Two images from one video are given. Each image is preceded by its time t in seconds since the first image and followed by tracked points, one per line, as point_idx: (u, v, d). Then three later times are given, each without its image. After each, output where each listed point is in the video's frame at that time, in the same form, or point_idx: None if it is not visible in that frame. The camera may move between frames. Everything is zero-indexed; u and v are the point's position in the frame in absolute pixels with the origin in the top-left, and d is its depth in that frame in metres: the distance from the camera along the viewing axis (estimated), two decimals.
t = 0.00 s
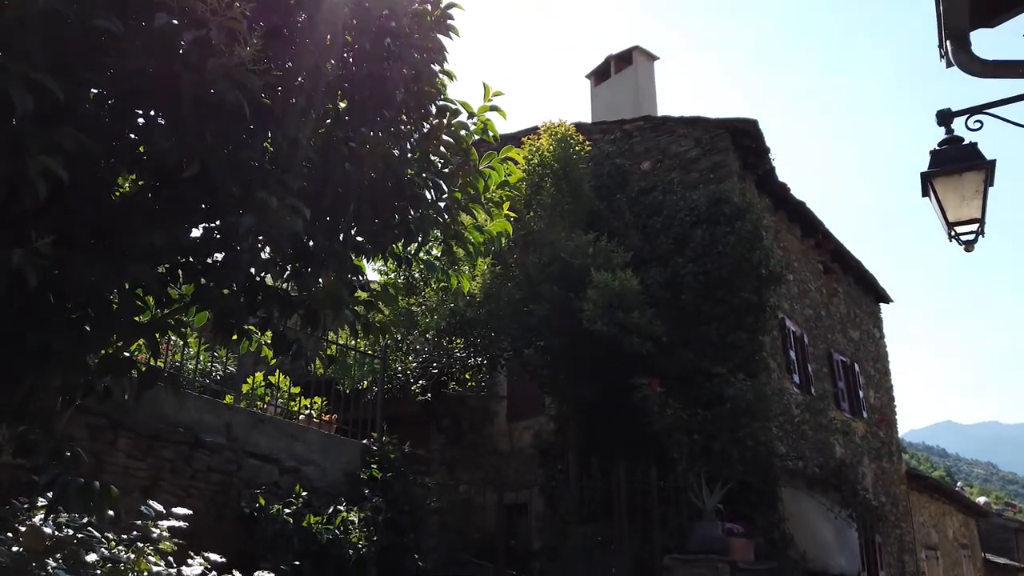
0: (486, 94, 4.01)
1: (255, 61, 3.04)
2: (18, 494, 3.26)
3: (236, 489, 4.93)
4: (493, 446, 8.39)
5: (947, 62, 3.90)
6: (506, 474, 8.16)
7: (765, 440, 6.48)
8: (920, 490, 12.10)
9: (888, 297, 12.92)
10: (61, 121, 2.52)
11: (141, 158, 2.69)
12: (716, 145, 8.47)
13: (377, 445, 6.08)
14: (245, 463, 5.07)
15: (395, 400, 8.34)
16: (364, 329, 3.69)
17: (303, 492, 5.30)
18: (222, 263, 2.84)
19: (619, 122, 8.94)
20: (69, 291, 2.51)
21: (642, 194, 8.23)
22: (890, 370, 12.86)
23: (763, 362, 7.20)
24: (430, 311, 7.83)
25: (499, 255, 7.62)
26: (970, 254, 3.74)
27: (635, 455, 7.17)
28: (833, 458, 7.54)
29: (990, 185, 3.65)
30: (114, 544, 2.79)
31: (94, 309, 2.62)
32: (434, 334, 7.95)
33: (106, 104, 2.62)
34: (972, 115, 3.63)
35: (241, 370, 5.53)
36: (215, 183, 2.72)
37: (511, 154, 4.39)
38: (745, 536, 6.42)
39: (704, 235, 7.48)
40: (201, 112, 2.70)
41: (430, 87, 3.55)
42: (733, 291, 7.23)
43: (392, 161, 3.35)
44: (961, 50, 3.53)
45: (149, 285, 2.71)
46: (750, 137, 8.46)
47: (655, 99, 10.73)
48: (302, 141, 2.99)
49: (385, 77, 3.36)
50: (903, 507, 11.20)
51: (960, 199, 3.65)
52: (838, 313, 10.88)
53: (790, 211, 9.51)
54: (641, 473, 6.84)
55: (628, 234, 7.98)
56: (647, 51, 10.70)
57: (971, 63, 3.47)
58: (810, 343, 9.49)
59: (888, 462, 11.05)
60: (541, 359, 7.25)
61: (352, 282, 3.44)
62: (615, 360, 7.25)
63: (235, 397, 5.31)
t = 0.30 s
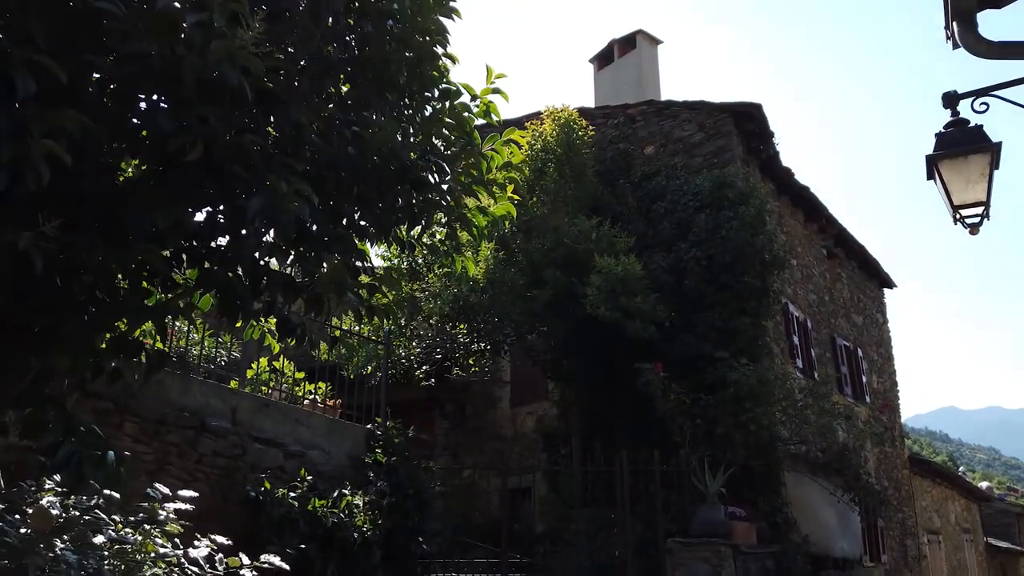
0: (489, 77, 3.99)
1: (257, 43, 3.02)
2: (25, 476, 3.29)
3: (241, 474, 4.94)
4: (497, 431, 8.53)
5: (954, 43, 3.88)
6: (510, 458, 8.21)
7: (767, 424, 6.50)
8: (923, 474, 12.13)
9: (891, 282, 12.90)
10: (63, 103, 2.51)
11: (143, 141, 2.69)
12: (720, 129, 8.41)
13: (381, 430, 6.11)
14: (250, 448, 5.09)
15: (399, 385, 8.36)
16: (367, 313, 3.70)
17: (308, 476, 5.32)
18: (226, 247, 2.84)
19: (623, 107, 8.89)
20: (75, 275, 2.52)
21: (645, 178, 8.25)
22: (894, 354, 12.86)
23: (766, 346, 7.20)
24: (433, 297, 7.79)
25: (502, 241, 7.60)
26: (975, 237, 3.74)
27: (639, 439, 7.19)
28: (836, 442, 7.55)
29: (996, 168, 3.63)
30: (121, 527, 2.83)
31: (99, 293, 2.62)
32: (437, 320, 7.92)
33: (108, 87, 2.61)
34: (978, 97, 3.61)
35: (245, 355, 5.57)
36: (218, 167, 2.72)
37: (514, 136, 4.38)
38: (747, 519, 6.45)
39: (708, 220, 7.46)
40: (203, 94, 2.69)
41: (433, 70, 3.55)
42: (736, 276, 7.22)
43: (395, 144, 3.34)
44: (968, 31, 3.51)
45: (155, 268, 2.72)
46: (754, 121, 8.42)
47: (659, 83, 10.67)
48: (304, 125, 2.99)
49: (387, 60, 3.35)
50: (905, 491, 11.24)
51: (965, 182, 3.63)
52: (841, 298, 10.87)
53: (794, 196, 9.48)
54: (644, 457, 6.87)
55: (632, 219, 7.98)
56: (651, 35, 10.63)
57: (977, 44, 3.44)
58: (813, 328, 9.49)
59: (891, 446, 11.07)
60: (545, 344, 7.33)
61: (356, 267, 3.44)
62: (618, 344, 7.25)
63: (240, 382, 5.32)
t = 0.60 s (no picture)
0: (493, 61, 3.98)
1: (260, 27, 3.01)
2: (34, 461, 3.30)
3: (247, 458, 4.94)
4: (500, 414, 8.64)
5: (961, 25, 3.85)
6: (514, 444, 8.23)
7: (771, 410, 6.51)
8: (927, 460, 12.15)
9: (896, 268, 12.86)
10: (67, 89, 2.51)
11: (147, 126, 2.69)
12: (725, 114, 8.32)
13: (386, 416, 6.13)
14: (255, 433, 5.08)
15: (403, 372, 8.38)
16: (372, 298, 3.71)
17: (313, 462, 5.32)
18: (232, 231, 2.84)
19: (627, 92, 8.84)
20: (82, 258, 2.52)
21: (648, 164, 8.28)
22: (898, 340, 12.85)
23: (770, 332, 7.20)
24: (437, 283, 7.78)
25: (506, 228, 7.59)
26: (981, 221, 3.72)
27: (643, 424, 7.17)
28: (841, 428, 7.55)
29: (1004, 151, 3.61)
30: (129, 511, 2.85)
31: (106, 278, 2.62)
32: (441, 307, 7.91)
33: (112, 72, 2.61)
34: (986, 80, 3.59)
35: (250, 341, 5.57)
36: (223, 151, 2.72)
37: (518, 121, 4.36)
38: (751, 504, 6.48)
39: (712, 206, 7.44)
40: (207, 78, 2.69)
41: (437, 54, 3.55)
42: (741, 261, 7.21)
43: (399, 128, 3.34)
44: (976, 13, 3.48)
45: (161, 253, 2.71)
46: (760, 107, 8.37)
47: (663, 68, 10.62)
48: (309, 110, 2.99)
49: (391, 44, 3.33)
50: (908, 476, 11.26)
51: (972, 166, 3.62)
52: (846, 284, 10.85)
53: (799, 182, 9.43)
54: (649, 443, 6.88)
55: (636, 205, 8.02)
56: (655, 19, 10.57)
57: (985, 26, 3.42)
58: (818, 314, 9.48)
59: (894, 432, 11.08)
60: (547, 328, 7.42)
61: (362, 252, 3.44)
62: (622, 330, 7.26)
63: (245, 368, 5.34)
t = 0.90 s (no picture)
0: (498, 46, 3.96)
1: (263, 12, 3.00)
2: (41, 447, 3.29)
3: (253, 444, 4.95)
4: (502, 402, 8.62)
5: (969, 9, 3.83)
6: (518, 430, 8.25)
7: (775, 396, 6.53)
8: (931, 446, 12.16)
9: (900, 254, 12.82)
10: (70, 73, 2.50)
11: (150, 112, 2.68)
12: (729, 100, 8.29)
13: (390, 402, 6.15)
14: (261, 419, 5.09)
15: (407, 358, 8.40)
16: (377, 284, 3.71)
17: (319, 447, 5.35)
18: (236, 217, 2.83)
19: (631, 78, 8.79)
20: (87, 243, 2.52)
21: (653, 150, 8.23)
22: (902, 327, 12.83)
23: (774, 319, 7.19)
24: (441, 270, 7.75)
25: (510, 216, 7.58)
26: (987, 205, 3.71)
27: (647, 409, 7.19)
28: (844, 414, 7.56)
29: (1011, 135, 3.60)
30: (136, 495, 2.86)
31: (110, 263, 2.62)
32: (445, 294, 7.89)
33: (114, 57, 2.60)
34: (993, 64, 3.57)
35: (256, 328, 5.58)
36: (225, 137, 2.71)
37: (522, 106, 4.34)
38: (754, 490, 6.50)
39: (717, 192, 7.42)
40: (210, 63, 2.68)
41: (441, 39, 3.53)
42: (746, 248, 7.20)
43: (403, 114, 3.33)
44: None
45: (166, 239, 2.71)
46: (764, 92, 8.33)
47: (668, 54, 10.56)
48: (312, 95, 2.98)
49: (394, 28, 3.32)
50: (912, 463, 11.27)
51: (979, 150, 3.60)
52: (850, 271, 10.83)
53: (804, 168, 9.40)
54: (652, 429, 6.89)
55: (640, 191, 7.99)
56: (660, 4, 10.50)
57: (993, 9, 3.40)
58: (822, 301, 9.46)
59: (898, 418, 11.08)
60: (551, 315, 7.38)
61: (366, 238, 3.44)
62: (626, 317, 7.26)
63: (250, 355, 5.35)
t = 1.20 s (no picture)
0: (501, 30, 3.94)
1: None
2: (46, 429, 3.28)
3: (258, 430, 4.96)
4: (507, 389, 8.75)
5: None
6: (522, 415, 8.28)
7: (778, 381, 6.56)
8: (934, 432, 12.16)
9: (905, 240, 12.77)
10: (72, 57, 2.49)
11: (152, 97, 2.68)
12: (734, 85, 8.23)
13: (394, 388, 6.17)
14: (266, 404, 5.10)
15: (411, 345, 8.46)
16: (381, 269, 3.71)
17: (323, 433, 5.37)
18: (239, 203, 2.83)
19: (635, 63, 8.74)
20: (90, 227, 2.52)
21: (657, 135, 8.19)
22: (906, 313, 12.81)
23: (778, 304, 7.18)
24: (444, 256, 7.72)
25: (513, 202, 7.58)
26: (994, 188, 3.69)
27: (650, 394, 7.20)
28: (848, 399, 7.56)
29: (1018, 118, 3.57)
30: (142, 479, 2.88)
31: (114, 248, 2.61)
32: (449, 279, 7.84)
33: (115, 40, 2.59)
34: (1000, 46, 3.54)
35: (259, 314, 5.58)
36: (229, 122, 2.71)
37: (525, 91, 4.33)
38: (757, 475, 6.51)
39: (721, 177, 7.38)
40: (212, 48, 2.68)
41: (444, 22, 3.51)
42: (749, 233, 7.18)
43: (406, 98, 3.32)
44: None
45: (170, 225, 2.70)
46: (769, 77, 8.27)
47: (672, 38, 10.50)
48: (314, 78, 2.97)
49: (397, 11, 3.30)
50: (915, 448, 11.28)
51: (985, 133, 3.58)
52: (855, 256, 10.80)
53: (809, 153, 9.35)
54: (656, 414, 6.90)
55: (644, 176, 7.97)
56: None
57: None
58: (826, 286, 9.44)
59: (902, 403, 11.08)
60: (554, 301, 7.38)
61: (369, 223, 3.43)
62: (630, 303, 7.25)
63: (254, 340, 5.36)
